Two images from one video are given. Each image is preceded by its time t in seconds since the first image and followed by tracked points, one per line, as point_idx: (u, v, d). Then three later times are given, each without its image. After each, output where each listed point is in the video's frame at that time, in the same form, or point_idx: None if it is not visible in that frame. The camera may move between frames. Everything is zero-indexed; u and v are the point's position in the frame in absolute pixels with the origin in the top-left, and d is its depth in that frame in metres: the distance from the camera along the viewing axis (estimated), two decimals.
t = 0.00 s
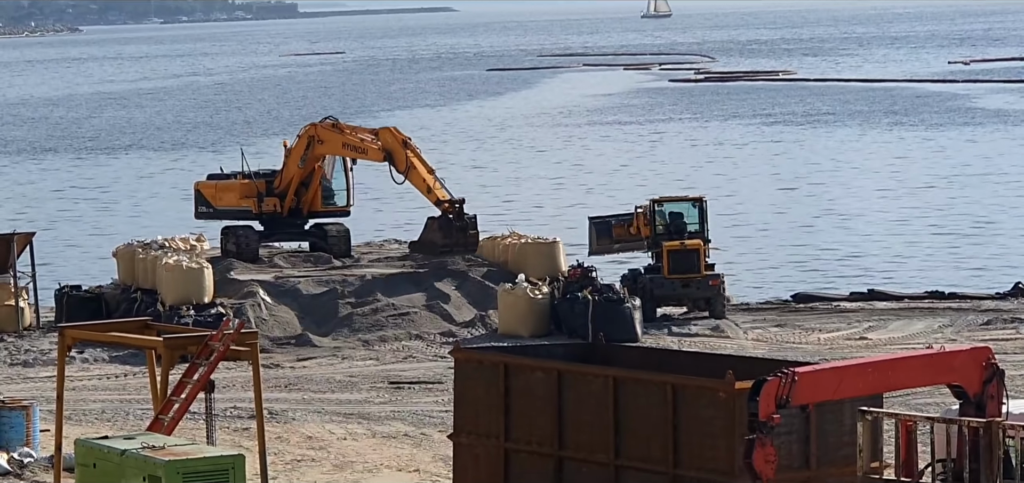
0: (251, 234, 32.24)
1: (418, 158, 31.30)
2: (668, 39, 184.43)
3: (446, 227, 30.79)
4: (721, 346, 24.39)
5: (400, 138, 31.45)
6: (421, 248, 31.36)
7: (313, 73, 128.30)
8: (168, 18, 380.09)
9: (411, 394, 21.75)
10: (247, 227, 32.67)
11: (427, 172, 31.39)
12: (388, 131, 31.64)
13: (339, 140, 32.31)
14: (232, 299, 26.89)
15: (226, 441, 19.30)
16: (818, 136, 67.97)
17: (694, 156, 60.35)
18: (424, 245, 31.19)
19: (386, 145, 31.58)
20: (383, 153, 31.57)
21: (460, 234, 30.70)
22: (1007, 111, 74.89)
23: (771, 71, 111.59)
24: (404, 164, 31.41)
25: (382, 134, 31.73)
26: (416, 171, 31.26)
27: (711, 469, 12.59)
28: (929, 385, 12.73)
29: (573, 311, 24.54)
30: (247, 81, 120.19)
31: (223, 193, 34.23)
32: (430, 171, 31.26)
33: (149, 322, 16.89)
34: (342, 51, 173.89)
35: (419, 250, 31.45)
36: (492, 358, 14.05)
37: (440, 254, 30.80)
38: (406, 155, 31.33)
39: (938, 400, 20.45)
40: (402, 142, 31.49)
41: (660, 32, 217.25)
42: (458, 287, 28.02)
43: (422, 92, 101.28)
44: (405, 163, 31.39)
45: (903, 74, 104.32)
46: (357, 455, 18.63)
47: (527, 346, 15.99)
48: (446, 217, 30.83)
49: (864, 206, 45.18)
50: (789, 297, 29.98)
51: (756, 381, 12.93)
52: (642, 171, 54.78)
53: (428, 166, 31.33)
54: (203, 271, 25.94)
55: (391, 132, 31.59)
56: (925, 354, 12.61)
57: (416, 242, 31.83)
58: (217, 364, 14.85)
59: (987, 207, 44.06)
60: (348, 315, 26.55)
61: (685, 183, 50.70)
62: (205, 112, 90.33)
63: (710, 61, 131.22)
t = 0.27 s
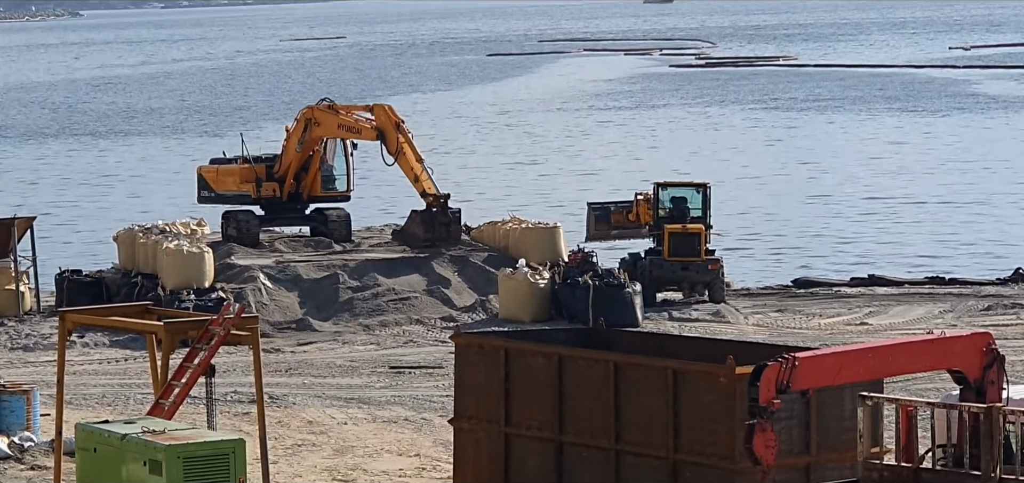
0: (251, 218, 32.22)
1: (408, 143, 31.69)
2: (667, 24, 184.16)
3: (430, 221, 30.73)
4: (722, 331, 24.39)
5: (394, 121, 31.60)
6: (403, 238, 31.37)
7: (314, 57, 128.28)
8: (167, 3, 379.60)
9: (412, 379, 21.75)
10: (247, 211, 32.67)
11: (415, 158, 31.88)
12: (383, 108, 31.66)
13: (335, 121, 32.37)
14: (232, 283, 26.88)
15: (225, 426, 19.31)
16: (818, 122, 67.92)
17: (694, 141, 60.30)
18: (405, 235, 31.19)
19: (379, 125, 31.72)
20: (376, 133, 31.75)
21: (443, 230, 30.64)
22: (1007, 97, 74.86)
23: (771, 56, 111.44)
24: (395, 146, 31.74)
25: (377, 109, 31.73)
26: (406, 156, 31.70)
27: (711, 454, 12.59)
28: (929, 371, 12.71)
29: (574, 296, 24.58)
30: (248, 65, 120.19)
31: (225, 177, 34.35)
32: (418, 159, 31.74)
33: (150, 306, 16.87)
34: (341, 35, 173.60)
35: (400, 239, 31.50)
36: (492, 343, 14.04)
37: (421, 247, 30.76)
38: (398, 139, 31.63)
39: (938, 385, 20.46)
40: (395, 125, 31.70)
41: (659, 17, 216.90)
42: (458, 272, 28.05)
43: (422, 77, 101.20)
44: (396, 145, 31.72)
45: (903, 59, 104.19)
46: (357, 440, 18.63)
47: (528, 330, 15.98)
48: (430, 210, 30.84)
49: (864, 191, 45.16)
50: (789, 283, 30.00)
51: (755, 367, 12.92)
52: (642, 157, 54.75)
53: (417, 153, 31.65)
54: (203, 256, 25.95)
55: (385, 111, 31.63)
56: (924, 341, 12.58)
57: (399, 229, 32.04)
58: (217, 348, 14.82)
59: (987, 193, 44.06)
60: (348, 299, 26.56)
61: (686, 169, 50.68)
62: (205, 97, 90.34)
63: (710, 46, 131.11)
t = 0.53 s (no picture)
0: (252, 215, 32.22)
1: (403, 139, 31.57)
2: (668, 22, 183.97)
3: (424, 218, 30.80)
4: (723, 328, 24.39)
5: (391, 115, 31.43)
6: (396, 233, 31.33)
7: (315, 54, 128.29)
8: None
9: (413, 376, 21.75)
10: (248, 208, 32.68)
11: (411, 153, 31.76)
12: (380, 101, 31.46)
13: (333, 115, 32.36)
14: (233, 280, 26.88)
15: (227, 423, 19.32)
16: (818, 119, 67.90)
17: (695, 138, 60.27)
18: (399, 232, 31.17)
19: (377, 118, 31.51)
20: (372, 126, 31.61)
21: (436, 228, 30.74)
22: (1008, 94, 74.83)
23: (772, 53, 111.31)
24: (392, 141, 31.59)
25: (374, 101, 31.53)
26: (402, 152, 31.62)
27: (712, 452, 12.61)
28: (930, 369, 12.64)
29: (575, 294, 24.59)
30: (249, 61, 120.15)
31: (226, 174, 34.20)
32: (414, 155, 31.63)
33: (151, 303, 16.86)
34: (342, 32, 173.38)
35: (394, 235, 31.48)
36: (494, 340, 14.03)
37: (414, 245, 30.82)
38: (393, 135, 31.50)
39: (939, 382, 20.45)
40: (392, 119, 31.51)
41: (660, 14, 216.65)
42: (460, 269, 28.08)
43: (422, 74, 101.14)
44: (393, 140, 31.59)
45: (904, 57, 104.14)
46: (358, 437, 18.64)
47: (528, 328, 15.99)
48: (424, 208, 30.82)
49: (865, 189, 45.15)
50: (790, 280, 30.00)
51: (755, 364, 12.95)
52: (643, 153, 54.74)
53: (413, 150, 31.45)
54: (204, 253, 25.96)
55: (381, 104, 31.47)
56: (925, 338, 12.48)
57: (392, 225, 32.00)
58: (218, 346, 14.81)
59: (988, 190, 44.05)
60: (349, 296, 26.55)
61: (687, 166, 50.68)
62: (207, 93, 90.36)
63: (711, 43, 131.05)
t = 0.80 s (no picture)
0: (253, 216, 32.23)
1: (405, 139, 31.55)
2: (668, 22, 184.02)
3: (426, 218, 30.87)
4: (724, 328, 24.38)
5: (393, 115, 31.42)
6: (399, 234, 31.42)
7: (315, 54, 128.30)
8: None
9: (414, 376, 21.75)
10: (248, 208, 32.68)
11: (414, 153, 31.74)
12: (382, 101, 31.45)
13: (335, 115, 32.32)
14: (233, 280, 26.88)
15: (227, 422, 19.32)
16: (819, 119, 67.92)
17: (695, 139, 60.27)
18: (401, 232, 31.24)
19: (379, 118, 31.48)
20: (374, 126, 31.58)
21: (439, 228, 30.78)
22: (1008, 95, 74.85)
23: (773, 54, 111.34)
24: (394, 141, 31.60)
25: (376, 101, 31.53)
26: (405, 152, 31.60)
27: (712, 452, 12.62)
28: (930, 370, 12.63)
29: (575, 294, 24.61)
30: (249, 61, 120.18)
31: (226, 174, 34.21)
32: (417, 156, 31.60)
33: (151, 302, 16.85)
34: (343, 32, 173.43)
35: (396, 235, 31.54)
36: (494, 340, 14.03)
37: (416, 245, 30.89)
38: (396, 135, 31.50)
39: (939, 383, 20.46)
40: (394, 119, 31.49)
41: (660, 14, 216.67)
42: (460, 269, 28.08)
43: (423, 74, 101.19)
44: (396, 140, 31.59)
45: (904, 57, 104.19)
46: (358, 437, 18.64)
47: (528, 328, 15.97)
48: (427, 208, 30.89)
49: (866, 189, 45.15)
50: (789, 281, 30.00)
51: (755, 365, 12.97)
52: (643, 154, 54.75)
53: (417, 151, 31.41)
54: (204, 252, 25.96)
55: (383, 104, 31.44)
56: (925, 339, 12.47)
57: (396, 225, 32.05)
58: (218, 345, 14.81)
59: (988, 191, 44.07)
60: (350, 296, 26.55)
61: (687, 166, 50.68)
62: (208, 92, 90.39)
63: (712, 43, 131.11)
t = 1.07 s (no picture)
0: (255, 215, 32.25)
1: (411, 138, 31.63)
2: (669, 22, 184.14)
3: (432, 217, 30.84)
4: (726, 328, 24.38)
5: (397, 114, 31.55)
6: (405, 234, 31.40)
7: (317, 53, 128.29)
8: None
9: (416, 375, 21.75)
10: (250, 208, 32.70)
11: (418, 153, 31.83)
12: (386, 100, 31.58)
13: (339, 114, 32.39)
14: (235, 279, 26.89)
15: (229, 421, 19.32)
16: (821, 118, 67.94)
17: (697, 138, 60.26)
18: (407, 231, 31.24)
19: (383, 117, 31.65)
20: (379, 125, 31.70)
21: (444, 227, 30.72)
22: (1010, 94, 74.84)
23: (775, 53, 111.38)
24: (399, 140, 31.71)
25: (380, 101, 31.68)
26: (410, 151, 31.67)
27: (714, 452, 12.63)
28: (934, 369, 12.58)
29: (577, 293, 24.62)
30: (252, 61, 120.15)
31: (228, 173, 34.22)
32: (422, 155, 31.69)
33: (152, 302, 16.85)
34: (345, 32, 173.46)
35: (401, 234, 31.54)
36: (495, 340, 14.03)
37: (422, 245, 30.89)
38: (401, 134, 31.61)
39: (941, 383, 20.46)
40: (398, 118, 31.65)
41: (662, 14, 216.71)
42: (462, 268, 28.07)
43: (426, 73, 101.26)
44: (400, 140, 31.71)
45: (906, 57, 104.28)
46: (360, 436, 18.63)
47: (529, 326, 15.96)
48: (432, 207, 30.89)
49: (867, 189, 45.14)
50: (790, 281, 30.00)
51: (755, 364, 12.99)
52: (645, 153, 54.75)
53: (422, 149, 31.47)
54: (207, 251, 25.98)
55: (388, 102, 31.57)
56: (925, 339, 12.43)
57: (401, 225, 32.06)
58: (219, 344, 14.81)
59: (990, 191, 44.09)
60: (352, 295, 26.55)
61: (689, 166, 50.69)
62: (210, 92, 90.47)
63: (714, 43, 131.16)
